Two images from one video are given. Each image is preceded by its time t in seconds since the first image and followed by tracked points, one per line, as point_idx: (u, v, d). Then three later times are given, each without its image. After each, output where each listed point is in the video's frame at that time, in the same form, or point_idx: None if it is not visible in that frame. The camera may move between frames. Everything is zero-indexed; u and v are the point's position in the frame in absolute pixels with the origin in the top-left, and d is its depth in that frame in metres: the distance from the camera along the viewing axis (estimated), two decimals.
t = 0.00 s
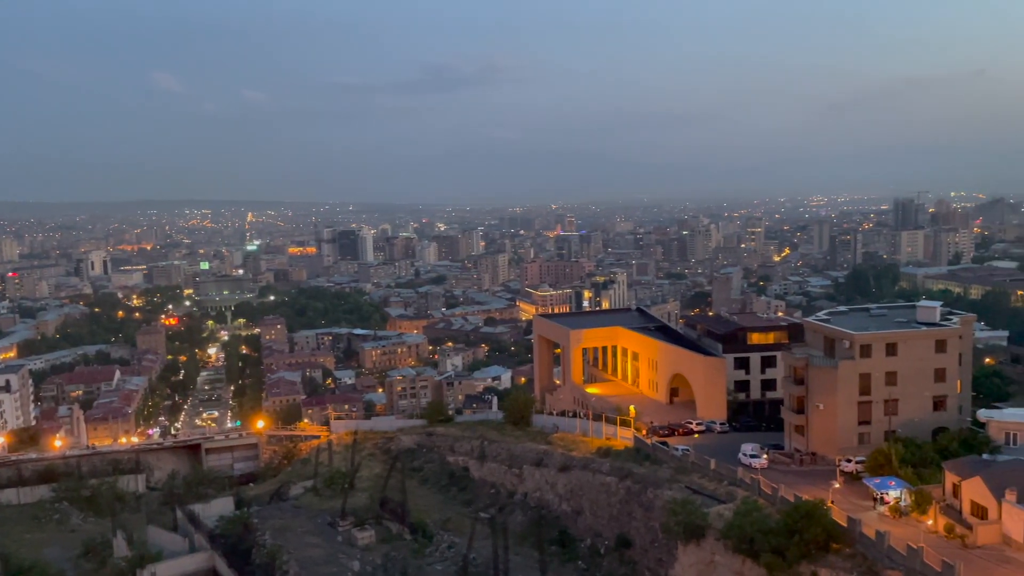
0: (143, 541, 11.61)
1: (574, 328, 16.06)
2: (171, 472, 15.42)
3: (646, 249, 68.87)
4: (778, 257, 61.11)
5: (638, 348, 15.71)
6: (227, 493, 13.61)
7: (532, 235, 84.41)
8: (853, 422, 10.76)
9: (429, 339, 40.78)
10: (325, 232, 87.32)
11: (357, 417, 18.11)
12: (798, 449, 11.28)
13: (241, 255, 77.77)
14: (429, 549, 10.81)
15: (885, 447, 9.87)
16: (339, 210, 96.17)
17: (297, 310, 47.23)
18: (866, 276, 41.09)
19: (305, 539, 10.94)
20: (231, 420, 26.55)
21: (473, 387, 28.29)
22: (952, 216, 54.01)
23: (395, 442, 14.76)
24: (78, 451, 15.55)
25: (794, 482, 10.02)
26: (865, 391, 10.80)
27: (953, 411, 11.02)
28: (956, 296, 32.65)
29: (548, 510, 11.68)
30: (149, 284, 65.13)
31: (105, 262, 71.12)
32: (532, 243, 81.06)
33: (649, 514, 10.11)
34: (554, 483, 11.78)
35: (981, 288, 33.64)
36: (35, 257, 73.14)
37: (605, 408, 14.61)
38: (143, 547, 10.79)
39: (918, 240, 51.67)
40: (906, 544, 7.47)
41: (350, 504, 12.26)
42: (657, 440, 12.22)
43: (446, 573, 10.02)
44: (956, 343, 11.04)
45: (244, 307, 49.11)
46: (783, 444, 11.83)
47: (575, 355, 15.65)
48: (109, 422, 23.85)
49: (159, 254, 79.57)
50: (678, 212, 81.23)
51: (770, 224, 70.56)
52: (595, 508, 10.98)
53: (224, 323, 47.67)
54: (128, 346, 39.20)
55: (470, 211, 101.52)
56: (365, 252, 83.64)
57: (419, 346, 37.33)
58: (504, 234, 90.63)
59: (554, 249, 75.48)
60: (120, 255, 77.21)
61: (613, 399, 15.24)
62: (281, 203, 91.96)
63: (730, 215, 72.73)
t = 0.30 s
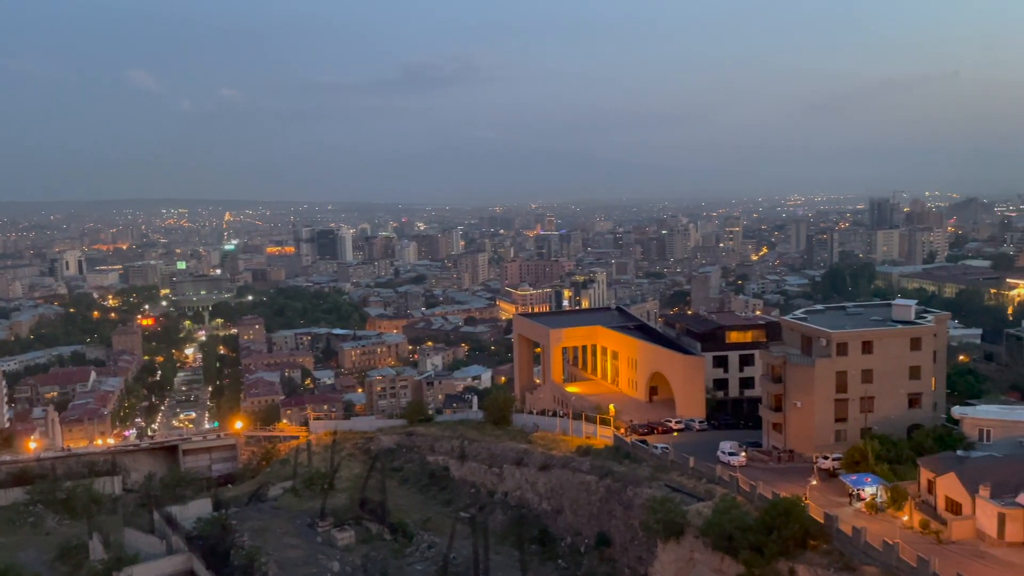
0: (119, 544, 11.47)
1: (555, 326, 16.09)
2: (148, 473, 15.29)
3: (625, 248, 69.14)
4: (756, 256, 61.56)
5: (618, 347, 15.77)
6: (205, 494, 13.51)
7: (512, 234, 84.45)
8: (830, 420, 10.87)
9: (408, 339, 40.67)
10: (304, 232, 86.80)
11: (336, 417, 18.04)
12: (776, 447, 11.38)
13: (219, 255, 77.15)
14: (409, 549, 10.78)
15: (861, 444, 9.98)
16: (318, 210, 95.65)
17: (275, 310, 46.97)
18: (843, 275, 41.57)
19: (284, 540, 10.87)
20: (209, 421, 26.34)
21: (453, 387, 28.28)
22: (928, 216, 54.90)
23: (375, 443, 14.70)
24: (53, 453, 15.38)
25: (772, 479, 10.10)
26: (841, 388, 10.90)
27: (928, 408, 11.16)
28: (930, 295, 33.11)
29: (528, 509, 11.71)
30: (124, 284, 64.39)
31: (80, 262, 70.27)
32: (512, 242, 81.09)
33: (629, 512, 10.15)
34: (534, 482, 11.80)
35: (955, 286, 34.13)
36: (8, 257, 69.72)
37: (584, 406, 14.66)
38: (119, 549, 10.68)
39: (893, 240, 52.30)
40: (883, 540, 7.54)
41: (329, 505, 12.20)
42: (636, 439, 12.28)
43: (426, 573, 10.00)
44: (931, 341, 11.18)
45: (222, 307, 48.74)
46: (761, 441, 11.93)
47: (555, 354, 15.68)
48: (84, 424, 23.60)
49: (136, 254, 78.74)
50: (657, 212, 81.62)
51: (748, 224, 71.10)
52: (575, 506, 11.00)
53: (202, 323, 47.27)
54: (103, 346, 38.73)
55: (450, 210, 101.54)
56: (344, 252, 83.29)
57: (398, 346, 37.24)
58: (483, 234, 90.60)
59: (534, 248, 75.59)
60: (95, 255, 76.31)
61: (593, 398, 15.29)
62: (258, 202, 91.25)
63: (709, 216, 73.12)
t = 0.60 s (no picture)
0: (96, 546, 11.33)
1: (535, 326, 16.11)
2: (125, 475, 15.14)
3: (606, 247, 69.31)
4: (734, 255, 61.95)
5: (598, 345, 15.82)
6: (183, 496, 13.41)
7: (492, 233, 84.41)
8: (808, 417, 10.98)
9: (388, 339, 40.53)
10: (283, 231, 86.21)
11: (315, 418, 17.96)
12: (755, 444, 11.49)
13: (196, 255, 76.45)
14: (390, 549, 10.76)
15: (839, 441, 10.09)
16: (296, 209, 95.05)
17: (254, 310, 46.63)
18: (820, 273, 41.95)
19: (263, 541, 10.82)
20: (187, 422, 26.13)
21: (434, 386, 28.23)
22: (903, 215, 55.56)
23: (355, 443, 14.65)
24: (28, 455, 15.20)
25: (750, 476, 10.20)
26: (818, 386, 11.02)
27: (903, 405, 11.31)
28: (906, 293, 33.48)
29: (509, 508, 11.72)
30: (100, 284, 63.63)
31: (54, 262, 69.33)
32: (492, 241, 81.05)
33: (609, 510, 10.20)
34: (515, 481, 11.82)
35: (929, 284, 34.55)
36: None
37: (565, 405, 14.69)
38: (96, 552, 10.56)
39: (869, 239, 52.83)
40: (860, 536, 7.63)
41: (308, 505, 12.15)
42: (616, 437, 12.34)
43: (406, 573, 9.99)
44: (906, 339, 11.33)
45: (199, 307, 48.29)
46: (740, 439, 12.02)
47: (536, 353, 15.70)
48: (60, 425, 23.31)
49: (112, 254, 77.86)
50: (636, 211, 81.90)
51: (726, 223, 71.56)
52: (556, 505, 11.04)
53: (179, 324, 46.82)
54: (79, 347, 38.26)
55: (430, 210, 101.35)
56: (324, 252, 82.85)
57: (378, 346, 37.12)
58: (464, 233, 90.43)
59: (515, 247, 75.58)
60: (70, 254, 75.35)
61: (573, 397, 15.34)
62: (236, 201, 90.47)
63: (688, 216, 73.50)
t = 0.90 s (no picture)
0: (71, 550, 11.17)
1: (516, 325, 16.11)
2: (101, 478, 14.97)
3: (586, 246, 69.48)
4: (714, 255, 62.33)
5: (578, 345, 15.85)
6: (161, 499, 13.28)
7: (473, 232, 84.31)
8: (786, 415, 11.07)
9: (369, 339, 40.36)
10: (261, 230, 85.62)
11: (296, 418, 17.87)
12: (734, 442, 11.56)
13: (173, 255, 75.72)
14: (370, 550, 10.73)
15: (817, 438, 10.18)
16: (275, 209, 94.46)
17: (232, 311, 46.29)
18: (798, 272, 42.31)
19: (242, 543, 10.74)
20: (165, 424, 25.89)
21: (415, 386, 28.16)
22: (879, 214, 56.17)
23: (335, 443, 14.57)
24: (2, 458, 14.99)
25: (729, 474, 10.26)
26: (796, 384, 11.10)
27: (880, 402, 11.43)
28: (883, 292, 33.84)
29: (490, 507, 11.72)
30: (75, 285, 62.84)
31: (29, 263, 68.37)
32: (473, 241, 81.00)
33: (590, 508, 10.23)
34: (496, 481, 11.81)
35: (905, 283, 34.94)
36: None
37: (546, 404, 14.71)
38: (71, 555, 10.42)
39: (846, 238, 53.32)
40: (837, 532, 7.69)
41: (288, 506, 12.07)
42: (596, 436, 12.38)
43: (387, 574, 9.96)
44: (883, 337, 11.45)
45: (177, 308, 47.82)
46: (719, 437, 12.10)
47: (517, 352, 15.70)
48: (35, 428, 22.99)
49: (88, 254, 76.96)
50: (616, 211, 82.18)
51: (706, 223, 72.00)
52: (537, 504, 11.05)
53: (156, 325, 46.36)
54: (54, 349, 37.77)
55: (411, 209, 101.11)
56: (303, 251, 82.38)
57: (358, 346, 36.97)
58: (444, 233, 90.28)
59: (495, 246, 75.56)
60: (44, 255, 74.35)
61: (554, 396, 15.36)
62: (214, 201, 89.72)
63: (667, 215, 73.84)
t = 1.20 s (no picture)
0: (46, 554, 11.00)
1: (496, 325, 16.11)
2: (77, 481, 14.78)
3: (565, 246, 69.58)
4: (692, 254, 62.70)
5: (558, 344, 15.88)
6: (138, 502, 13.13)
7: (452, 232, 84.16)
8: (764, 413, 11.16)
9: (348, 339, 40.17)
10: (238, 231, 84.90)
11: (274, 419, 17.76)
12: (713, 440, 11.64)
13: (149, 256, 74.84)
14: (350, 552, 10.67)
15: (795, 436, 10.26)
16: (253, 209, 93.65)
17: (210, 312, 45.86)
18: (775, 272, 42.70)
19: (221, 546, 10.64)
20: (141, 426, 25.60)
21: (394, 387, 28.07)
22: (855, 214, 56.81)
23: (314, 445, 14.48)
24: None
25: (708, 472, 10.31)
26: (774, 382, 11.19)
27: (857, 400, 11.55)
28: (858, 291, 34.25)
29: (470, 508, 11.71)
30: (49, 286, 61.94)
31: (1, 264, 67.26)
32: (453, 241, 80.90)
33: (571, 507, 10.24)
34: (476, 481, 11.80)
35: (881, 281, 35.37)
36: None
37: (526, 404, 14.71)
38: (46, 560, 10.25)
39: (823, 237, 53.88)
40: (815, 528, 7.74)
41: (267, 509, 11.98)
42: (577, 436, 12.40)
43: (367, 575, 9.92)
44: (859, 335, 11.58)
45: (153, 309, 47.26)
46: (698, 435, 12.17)
47: (497, 352, 15.70)
48: (8, 432, 22.59)
49: (61, 255, 75.90)
50: (596, 211, 82.41)
51: (684, 223, 72.41)
52: (517, 504, 11.06)
53: (132, 327, 45.81)
54: (27, 352, 37.20)
55: (390, 209, 100.75)
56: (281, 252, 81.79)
57: (337, 347, 36.79)
58: (423, 234, 90.05)
59: (475, 246, 75.53)
60: (17, 257, 73.21)
61: (534, 396, 15.38)
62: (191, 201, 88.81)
63: (647, 216, 74.18)
